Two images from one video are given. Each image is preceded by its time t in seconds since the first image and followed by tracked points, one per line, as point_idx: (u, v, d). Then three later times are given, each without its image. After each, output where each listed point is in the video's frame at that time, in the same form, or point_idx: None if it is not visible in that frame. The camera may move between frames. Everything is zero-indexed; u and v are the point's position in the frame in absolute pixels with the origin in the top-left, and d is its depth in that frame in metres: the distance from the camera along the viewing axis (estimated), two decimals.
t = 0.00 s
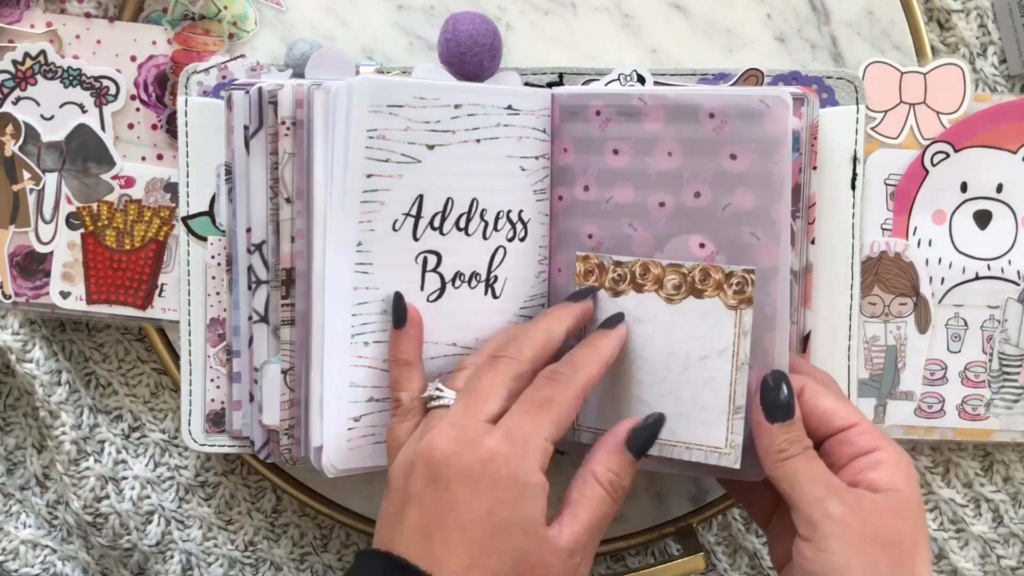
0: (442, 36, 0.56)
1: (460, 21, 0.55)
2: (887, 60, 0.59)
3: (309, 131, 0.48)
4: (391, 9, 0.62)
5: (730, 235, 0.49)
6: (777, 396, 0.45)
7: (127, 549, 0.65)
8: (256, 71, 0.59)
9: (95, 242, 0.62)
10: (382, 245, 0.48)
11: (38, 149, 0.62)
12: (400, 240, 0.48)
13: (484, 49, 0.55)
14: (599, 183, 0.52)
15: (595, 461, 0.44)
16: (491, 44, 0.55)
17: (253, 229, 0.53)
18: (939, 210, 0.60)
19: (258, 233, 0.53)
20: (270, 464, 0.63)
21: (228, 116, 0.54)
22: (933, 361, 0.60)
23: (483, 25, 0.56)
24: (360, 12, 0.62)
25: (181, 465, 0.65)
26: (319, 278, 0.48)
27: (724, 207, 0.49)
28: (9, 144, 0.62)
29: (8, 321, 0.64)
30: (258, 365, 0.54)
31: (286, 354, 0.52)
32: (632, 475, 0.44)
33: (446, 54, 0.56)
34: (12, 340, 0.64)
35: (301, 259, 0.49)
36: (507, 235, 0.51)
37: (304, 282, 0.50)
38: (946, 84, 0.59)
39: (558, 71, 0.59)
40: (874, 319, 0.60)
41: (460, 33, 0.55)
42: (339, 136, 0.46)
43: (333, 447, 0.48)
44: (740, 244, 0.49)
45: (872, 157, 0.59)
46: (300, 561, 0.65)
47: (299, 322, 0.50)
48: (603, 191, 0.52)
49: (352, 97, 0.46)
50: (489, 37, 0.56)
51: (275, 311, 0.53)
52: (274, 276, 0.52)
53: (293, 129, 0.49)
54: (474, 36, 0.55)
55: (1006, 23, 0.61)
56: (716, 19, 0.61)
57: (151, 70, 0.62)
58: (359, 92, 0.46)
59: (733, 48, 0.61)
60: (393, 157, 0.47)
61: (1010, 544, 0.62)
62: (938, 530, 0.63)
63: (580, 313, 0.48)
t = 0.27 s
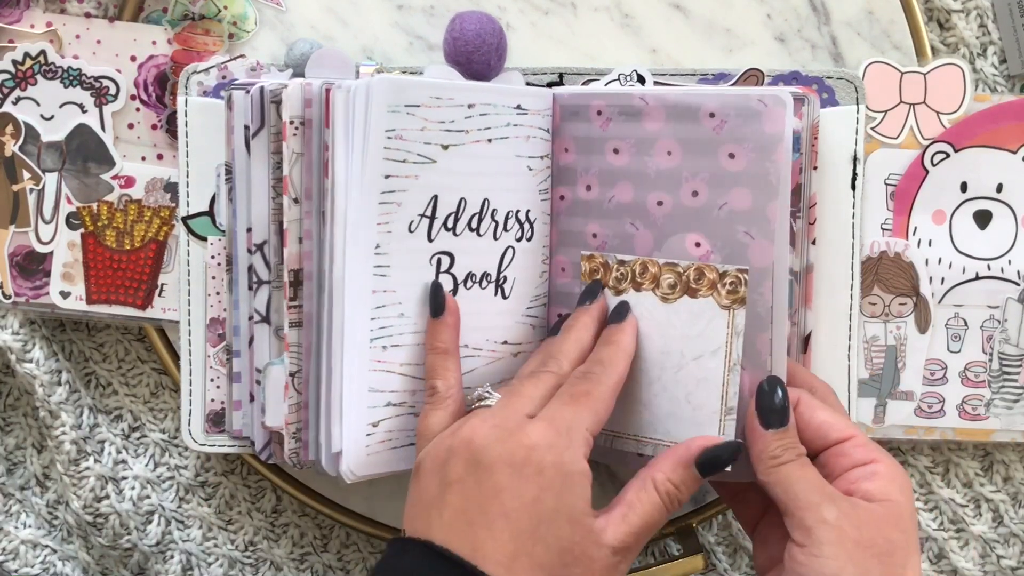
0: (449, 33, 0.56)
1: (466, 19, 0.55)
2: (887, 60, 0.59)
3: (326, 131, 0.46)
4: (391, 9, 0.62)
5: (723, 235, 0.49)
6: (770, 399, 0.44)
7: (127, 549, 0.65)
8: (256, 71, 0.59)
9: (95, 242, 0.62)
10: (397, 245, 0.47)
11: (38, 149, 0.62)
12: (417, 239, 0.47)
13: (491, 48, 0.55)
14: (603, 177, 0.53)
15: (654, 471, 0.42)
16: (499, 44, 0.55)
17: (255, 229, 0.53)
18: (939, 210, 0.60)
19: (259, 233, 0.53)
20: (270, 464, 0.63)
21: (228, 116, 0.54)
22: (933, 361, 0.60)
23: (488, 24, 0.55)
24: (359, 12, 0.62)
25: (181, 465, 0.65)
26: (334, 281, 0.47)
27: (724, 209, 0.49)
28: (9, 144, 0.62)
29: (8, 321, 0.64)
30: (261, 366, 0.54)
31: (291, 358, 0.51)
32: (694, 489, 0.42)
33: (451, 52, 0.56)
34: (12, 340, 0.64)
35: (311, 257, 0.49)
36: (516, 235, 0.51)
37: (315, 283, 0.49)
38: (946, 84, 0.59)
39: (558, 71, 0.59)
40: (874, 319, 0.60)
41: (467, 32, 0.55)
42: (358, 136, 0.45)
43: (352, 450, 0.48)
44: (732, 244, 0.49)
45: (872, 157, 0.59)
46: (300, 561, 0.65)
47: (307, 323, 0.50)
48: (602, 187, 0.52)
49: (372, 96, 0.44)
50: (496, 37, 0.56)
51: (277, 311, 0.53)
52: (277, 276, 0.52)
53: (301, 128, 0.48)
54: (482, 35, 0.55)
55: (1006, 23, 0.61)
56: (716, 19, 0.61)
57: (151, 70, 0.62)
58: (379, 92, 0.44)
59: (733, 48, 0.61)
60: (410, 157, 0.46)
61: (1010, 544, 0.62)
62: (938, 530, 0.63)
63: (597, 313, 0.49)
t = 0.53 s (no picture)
0: (448, 34, 0.56)
1: (464, 20, 0.55)
2: (887, 60, 0.59)
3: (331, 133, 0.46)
4: (391, 9, 0.62)
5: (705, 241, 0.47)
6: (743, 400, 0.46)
7: (127, 549, 0.65)
8: (256, 71, 0.59)
9: (95, 242, 0.62)
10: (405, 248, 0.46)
11: (38, 149, 0.62)
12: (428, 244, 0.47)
13: (492, 47, 0.56)
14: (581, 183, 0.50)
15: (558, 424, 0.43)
16: (498, 44, 0.56)
17: (255, 229, 0.53)
18: (939, 210, 0.60)
19: (259, 233, 0.52)
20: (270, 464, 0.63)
21: (228, 116, 0.54)
22: (933, 360, 0.60)
23: (487, 24, 0.56)
24: (360, 12, 0.62)
25: (181, 465, 0.65)
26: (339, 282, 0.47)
27: (711, 207, 0.47)
28: (9, 144, 0.62)
29: (8, 321, 0.64)
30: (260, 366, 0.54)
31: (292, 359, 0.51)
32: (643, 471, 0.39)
33: (450, 52, 0.56)
34: (12, 340, 0.64)
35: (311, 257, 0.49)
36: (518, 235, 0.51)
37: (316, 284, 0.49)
38: (946, 84, 0.59)
39: (558, 71, 0.59)
40: (874, 319, 0.60)
41: (466, 31, 0.55)
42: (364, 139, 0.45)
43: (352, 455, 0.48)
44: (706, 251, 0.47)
45: (872, 157, 0.59)
46: (299, 561, 0.65)
47: (308, 323, 0.50)
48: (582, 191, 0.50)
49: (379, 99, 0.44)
50: (495, 37, 0.56)
51: (276, 311, 0.53)
52: (277, 276, 0.53)
53: (302, 128, 0.48)
54: (482, 35, 0.55)
55: (1006, 23, 0.61)
56: (716, 19, 0.62)
57: (151, 70, 0.62)
58: (385, 96, 0.44)
59: (733, 48, 0.61)
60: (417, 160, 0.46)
61: (1010, 544, 0.62)
62: (939, 530, 0.63)
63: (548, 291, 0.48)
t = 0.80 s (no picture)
0: (440, 35, 0.56)
1: (459, 19, 0.55)
2: (886, 60, 0.59)
3: (310, 133, 0.46)
4: (391, 9, 0.62)
5: (666, 239, 0.47)
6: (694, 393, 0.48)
7: (127, 549, 0.65)
8: (256, 71, 0.59)
9: (95, 242, 0.62)
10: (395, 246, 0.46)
11: (38, 149, 0.62)
12: (421, 242, 0.47)
13: (483, 48, 0.55)
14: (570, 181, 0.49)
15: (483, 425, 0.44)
16: (489, 44, 0.55)
17: (253, 228, 0.53)
18: (939, 210, 0.60)
19: (258, 232, 0.53)
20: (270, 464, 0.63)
21: (228, 116, 0.54)
22: (932, 361, 0.60)
23: (481, 24, 0.56)
24: (360, 12, 0.62)
25: (181, 465, 0.65)
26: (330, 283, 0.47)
27: (673, 207, 0.47)
28: (9, 144, 0.62)
29: (8, 321, 0.64)
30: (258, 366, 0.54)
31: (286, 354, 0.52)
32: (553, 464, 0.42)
33: (443, 53, 0.56)
34: (12, 340, 0.64)
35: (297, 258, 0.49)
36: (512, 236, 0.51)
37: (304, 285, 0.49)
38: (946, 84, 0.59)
39: (558, 71, 0.59)
40: (874, 319, 0.60)
41: (458, 32, 0.55)
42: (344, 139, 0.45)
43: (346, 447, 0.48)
44: (668, 251, 0.47)
45: (872, 157, 0.60)
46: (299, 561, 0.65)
47: (297, 322, 0.50)
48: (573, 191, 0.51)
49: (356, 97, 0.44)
50: (486, 37, 0.55)
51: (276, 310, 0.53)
52: (275, 275, 0.53)
53: (293, 128, 0.49)
54: (472, 36, 0.55)
55: (1006, 23, 0.61)
56: (716, 19, 0.61)
57: (151, 70, 0.62)
58: (365, 93, 0.44)
59: (733, 48, 0.61)
60: (400, 158, 0.45)
61: (1010, 544, 0.62)
62: (939, 530, 0.63)
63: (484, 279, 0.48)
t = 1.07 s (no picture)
0: (438, 35, 0.56)
1: (456, 21, 0.55)
2: (886, 60, 0.59)
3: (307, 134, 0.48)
4: (391, 9, 0.62)
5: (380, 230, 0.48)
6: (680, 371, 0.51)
7: (127, 549, 0.65)
8: (256, 71, 0.60)
9: (95, 242, 0.62)
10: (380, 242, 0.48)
11: (38, 149, 0.62)
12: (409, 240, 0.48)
13: (481, 48, 0.56)
14: (524, 168, 0.47)
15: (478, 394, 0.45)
16: (487, 44, 0.56)
17: (253, 229, 0.53)
18: (939, 210, 0.60)
19: (258, 233, 0.53)
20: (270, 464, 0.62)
21: (228, 116, 0.54)
22: (933, 361, 0.60)
23: (478, 24, 0.56)
24: (360, 12, 0.62)
25: (180, 465, 0.65)
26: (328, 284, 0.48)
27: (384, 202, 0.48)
28: (9, 144, 0.62)
29: (8, 321, 0.64)
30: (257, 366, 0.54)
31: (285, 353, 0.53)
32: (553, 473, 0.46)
33: (441, 54, 0.56)
34: (12, 340, 0.64)
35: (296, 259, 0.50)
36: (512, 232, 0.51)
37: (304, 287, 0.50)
38: (946, 84, 0.59)
39: (558, 71, 0.60)
40: (874, 319, 0.60)
41: (456, 32, 0.55)
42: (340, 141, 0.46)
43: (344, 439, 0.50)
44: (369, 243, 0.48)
45: (872, 157, 0.60)
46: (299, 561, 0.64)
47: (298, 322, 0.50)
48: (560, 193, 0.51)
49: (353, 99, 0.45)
50: (485, 37, 0.56)
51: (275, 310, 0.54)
52: (275, 275, 0.53)
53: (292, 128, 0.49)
54: (470, 36, 0.55)
55: (1006, 23, 0.61)
56: (716, 19, 0.62)
57: (151, 70, 0.62)
58: (363, 92, 0.45)
59: (733, 48, 0.61)
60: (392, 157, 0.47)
61: (1010, 544, 0.62)
62: (938, 530, 0.63)
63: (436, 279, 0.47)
